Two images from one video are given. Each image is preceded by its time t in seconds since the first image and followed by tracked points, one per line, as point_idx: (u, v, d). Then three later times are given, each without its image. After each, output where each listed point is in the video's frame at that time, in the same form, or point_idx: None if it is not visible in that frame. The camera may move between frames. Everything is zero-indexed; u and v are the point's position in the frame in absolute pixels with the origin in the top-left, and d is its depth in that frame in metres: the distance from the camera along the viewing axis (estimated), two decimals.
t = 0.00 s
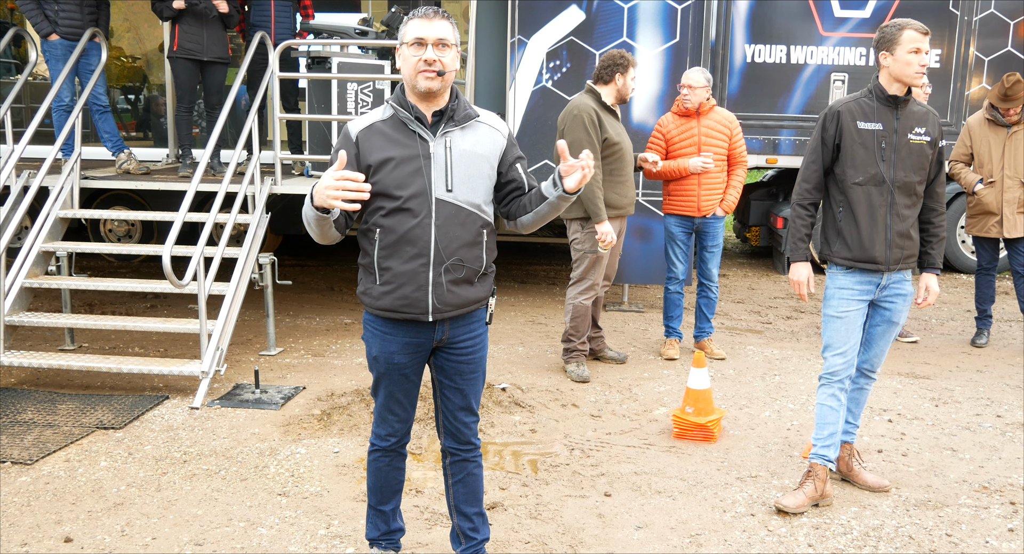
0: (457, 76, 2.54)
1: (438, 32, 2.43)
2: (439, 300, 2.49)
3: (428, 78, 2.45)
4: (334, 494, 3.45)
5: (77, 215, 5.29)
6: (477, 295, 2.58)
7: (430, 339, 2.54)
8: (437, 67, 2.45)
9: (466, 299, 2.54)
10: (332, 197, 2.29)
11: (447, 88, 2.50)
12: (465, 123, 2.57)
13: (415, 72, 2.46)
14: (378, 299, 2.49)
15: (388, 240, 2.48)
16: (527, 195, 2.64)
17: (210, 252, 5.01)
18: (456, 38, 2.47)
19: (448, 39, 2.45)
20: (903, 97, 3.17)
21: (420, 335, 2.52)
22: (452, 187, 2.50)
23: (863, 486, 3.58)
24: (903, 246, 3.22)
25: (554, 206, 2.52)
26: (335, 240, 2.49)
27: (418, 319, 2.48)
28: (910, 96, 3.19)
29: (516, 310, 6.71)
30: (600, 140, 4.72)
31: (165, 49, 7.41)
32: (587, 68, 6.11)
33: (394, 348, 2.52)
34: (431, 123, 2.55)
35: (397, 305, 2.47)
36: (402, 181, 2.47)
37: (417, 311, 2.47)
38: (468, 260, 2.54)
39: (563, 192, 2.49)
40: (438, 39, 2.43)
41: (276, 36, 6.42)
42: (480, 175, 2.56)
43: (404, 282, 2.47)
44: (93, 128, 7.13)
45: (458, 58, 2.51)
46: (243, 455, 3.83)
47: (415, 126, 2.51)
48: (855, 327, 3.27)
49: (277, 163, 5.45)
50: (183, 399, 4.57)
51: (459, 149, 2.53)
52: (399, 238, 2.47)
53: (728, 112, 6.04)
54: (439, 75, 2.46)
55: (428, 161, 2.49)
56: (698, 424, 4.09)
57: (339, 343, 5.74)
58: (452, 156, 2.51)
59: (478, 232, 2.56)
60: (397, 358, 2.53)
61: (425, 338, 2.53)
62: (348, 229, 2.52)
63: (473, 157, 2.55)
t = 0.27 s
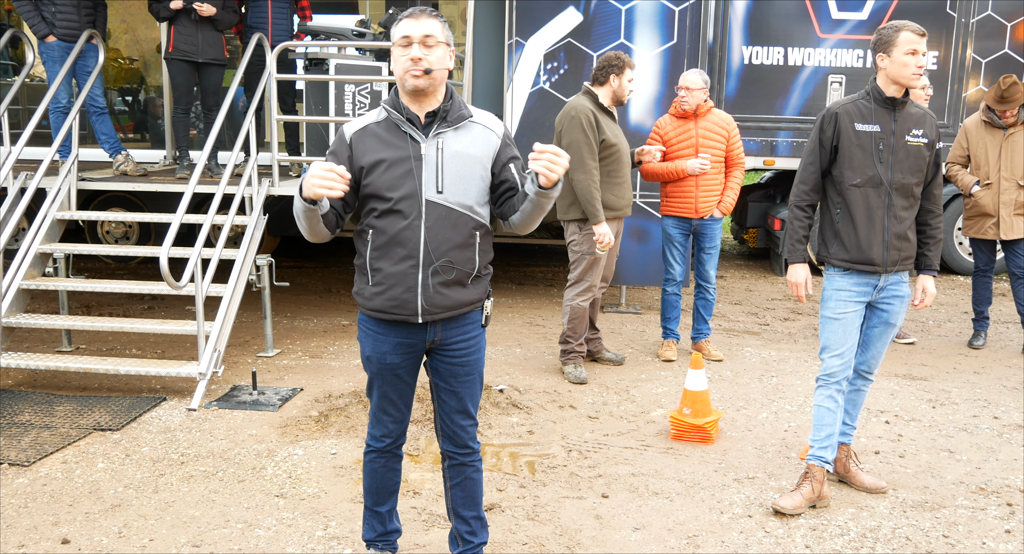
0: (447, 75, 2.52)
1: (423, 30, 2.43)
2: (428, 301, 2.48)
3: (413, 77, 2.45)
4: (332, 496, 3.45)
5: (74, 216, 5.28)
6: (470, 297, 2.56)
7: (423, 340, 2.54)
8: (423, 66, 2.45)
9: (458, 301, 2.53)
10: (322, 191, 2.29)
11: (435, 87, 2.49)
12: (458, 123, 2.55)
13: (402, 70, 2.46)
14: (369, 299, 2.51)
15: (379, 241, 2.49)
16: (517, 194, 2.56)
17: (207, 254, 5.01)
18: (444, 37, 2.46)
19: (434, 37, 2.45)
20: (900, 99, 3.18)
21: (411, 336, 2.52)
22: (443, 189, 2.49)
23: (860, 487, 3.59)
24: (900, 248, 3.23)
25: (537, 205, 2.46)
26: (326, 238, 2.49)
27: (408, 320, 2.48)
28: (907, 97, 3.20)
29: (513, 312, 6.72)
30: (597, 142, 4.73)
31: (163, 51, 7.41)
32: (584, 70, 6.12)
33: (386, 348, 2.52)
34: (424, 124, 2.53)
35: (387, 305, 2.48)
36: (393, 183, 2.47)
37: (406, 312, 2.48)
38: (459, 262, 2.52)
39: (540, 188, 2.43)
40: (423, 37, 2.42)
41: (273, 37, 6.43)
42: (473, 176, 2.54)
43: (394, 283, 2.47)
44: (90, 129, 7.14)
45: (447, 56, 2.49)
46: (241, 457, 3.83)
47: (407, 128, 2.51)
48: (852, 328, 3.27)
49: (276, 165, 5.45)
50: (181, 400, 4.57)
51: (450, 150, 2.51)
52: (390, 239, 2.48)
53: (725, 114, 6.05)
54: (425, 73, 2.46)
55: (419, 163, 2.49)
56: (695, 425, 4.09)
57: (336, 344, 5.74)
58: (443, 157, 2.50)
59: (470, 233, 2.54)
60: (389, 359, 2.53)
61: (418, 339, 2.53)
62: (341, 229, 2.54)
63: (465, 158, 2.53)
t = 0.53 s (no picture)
0: (422, 73, 2.51)
1: (387, 31, 2.47)
2: (412, 302, 2.48)
3: (379, 78, 2.50)
4: (331, 497, 3.45)
5: (74, 217, 5.28)
6: (458, 298, 2.55)
7: (411, 340, 2.54)
8: (384, 67, 2.49)
9: (442, 301, 2.51)
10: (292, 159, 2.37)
11: (404, 87, 2.51)
12: (448, 123, 2.54)
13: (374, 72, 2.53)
14: (359, 298, 2.54)
15: (368, 240, 2.53)
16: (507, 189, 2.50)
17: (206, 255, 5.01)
18: (411, 36, 2.47)
19: (398, 38, 2.47)
20: (900, 100, 3.19)
21: (399, 336, 2.53)
22: (429, 189, 2.49)
23: (859, 488, 3.59)
24: (898, 249, 3.23)
25: (519, 199, 2.43)
26: (317, 233, 2.57)
27: (392, 319, 2.49)
28: (906, 99, 3.21)
29: (513, 313, 6.72)
30: (594, 142, 4.73)
31: (163, 52, 7.41)
32: (584, 71, 6.12)
33: (376, 347, 2.54)
34: (414, 124, 2.54)
35: (374, 304, 2.51)
36: (382, 183, 2.50)
37: (390, 312, 2.49)
38: (445, 263, 2.51)
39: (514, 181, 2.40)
40: (385, 38, 2.47)
41: (273, 38, 6.43)
42: (461, 176, 2.52)
43: (380, 283, 2.50)
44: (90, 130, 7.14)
45: (417, 55, 2.49)
46: (240, 458, 3.83)
47: (397, 128, 2.53)
48: (851, 329, 3.27)
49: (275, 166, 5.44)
50: (180, 401, 4.57)
51: (438, 150, 2.50)
52: (378, 239, 2.51)
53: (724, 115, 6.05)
54: (388, 75, 2.49)
55: (407, 163, 2.50)
56: (694, 426, 4.10)
57: (336, 345, 5.74)
58: (430, 158, 2.49)
59: (458, 234, 2.53)
60: (379, 357, 2.55)
61: (406, 339, 2.53)
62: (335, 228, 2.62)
63: (453, 158, 2.51)
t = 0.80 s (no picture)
0: (410, 76, 2.51)
1: (370, 40, 2.48)
2: (396, 303, 2.49)
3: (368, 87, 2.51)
4: (330, 497, 3.45)
5: (72, 218, 5.28)
6: (444, 301, 2.53)
7: (400, 340, 2.55)
8: (372, 75, 2.50)
9: (426, 303, 2.50)
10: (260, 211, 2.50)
11: (394, 92, 2.51)
12: (436, 124, 2.53)
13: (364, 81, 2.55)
14: (348, 298, 2.58)
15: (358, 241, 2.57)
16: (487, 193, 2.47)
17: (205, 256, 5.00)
18: (395, 41, 2.47)
19: (382, 44, 2.47)
20: (899, 102, 3.19)
21: (388, 336, 2.54)
22: (414, 191, 2.49)
23: (857, 488, 3.59)
24: (897, 250, 3.24)
25: (490, 208, 2.40)
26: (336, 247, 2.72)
27: (378, 319, 2.51)
28: (905, 100, 3.21)
29: (512, 313, 6.72)
30: (591, 143, 4.73)
31: (161, 53, 7.41)
32: (583, 71, 6.12)
33: (365, 345, 2.56)
34: (403, 125, 2.55)
35: (360, 305, 2.54)
36: (370, 185, 2.54)
37: (376, 312, 2.51)
38: (430, 265, 2.50)
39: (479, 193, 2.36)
40: (369, 46, 2.48)
41: (272, 39, 6.44)
42: (445, 177, 2.50)
43: (366, 283, 2.53)
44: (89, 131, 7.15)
45: (403, 59, 2.48)
46: (239, 458, 3.83)
47: (386, 131, 2.56)
48: (849, 329, 3.28)
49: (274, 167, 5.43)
50: (179, 402, 4.57)
51: (424, 152, 2.50)
52: (365, 240, 2.54)
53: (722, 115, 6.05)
54: (376, 82, 2.50)
55: (394, 165, 2.52)
56: (693, 426, 4.10)
57: (335, 346, 5.74)
58: (416, 159, 2.49)
59: (443, 236, 2.51)
60: (369, 355, 2.57)
61: (395, 339, 2.55)
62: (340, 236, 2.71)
63: (439, 159, 2.50)
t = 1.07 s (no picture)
0: (405, 78, 2.51)
1: (366, 42, 2.49)
2: (388, 303, 2.50)
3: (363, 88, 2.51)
4: (328, 498, 3.45)
5: (71, 219, 5.27)
6: (437, 301, 2.53)
7: (395, 340, 2.55)
8: (367, 77, 2.50)
9: (418, 304, 2.50)
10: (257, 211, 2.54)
11: (388, 94, 2.51)
12: (428, 124, 2.53)
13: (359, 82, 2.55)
14: (344, 298, 2.59)
15: (353, 241, 2.58)
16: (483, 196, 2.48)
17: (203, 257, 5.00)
18: (389, 43, 2.47)
19: (377, 46, 2.47)
20: (899, 103, 3.20)
21: (383, 336, 2.55)
22: (406, 192, 2.49)
23: (856, 489, 3.59)
24: (896, 252, 3.24)
25: (478, 208, 2.37)
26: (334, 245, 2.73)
27: (371, 319, 2.52)
28: (905, 102, 3.21)
29: (511, 314, 6.72)
30: (589, 144, 4.74)
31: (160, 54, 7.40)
32: (582, 72, 6.12)
33: (361, 345, 2.58)
34: (396, 125, 2.55)
35: (354, 305, 2.55)
36: (364, 186, 2.55)
37: (369, 313, 2.52)
38: (422, 265, 2.50)
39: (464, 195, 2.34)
40: (364, 48, 2.48)
41: (271, 40, 6.44)
42: (437, 177, 2.50)
43: (360, 284, 2.54)
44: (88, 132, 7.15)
45: (398, 61, 2.48)
46: (237, 459, 3.82)
47: (380, 131, 2.56)
48: (848, 329, 3.28)
49: (273, 168, 5.43)
50: (177, 403, 4.56)
51: (416, 152, 2.50)
52: (359, 241, 2.55)
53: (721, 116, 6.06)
54: (370, 84, 2.50)
55: (386, 165, 2.52)
56: (692, 427, 4.10)
57: (334, 347, 5.74)
58: (408, 159, 2.50)
59: (435, 236, 2.51)
60: (365, 354, 2.58)
61: (390, 339, 2.55)
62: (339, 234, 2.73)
63: (430, 160, 2.50)
